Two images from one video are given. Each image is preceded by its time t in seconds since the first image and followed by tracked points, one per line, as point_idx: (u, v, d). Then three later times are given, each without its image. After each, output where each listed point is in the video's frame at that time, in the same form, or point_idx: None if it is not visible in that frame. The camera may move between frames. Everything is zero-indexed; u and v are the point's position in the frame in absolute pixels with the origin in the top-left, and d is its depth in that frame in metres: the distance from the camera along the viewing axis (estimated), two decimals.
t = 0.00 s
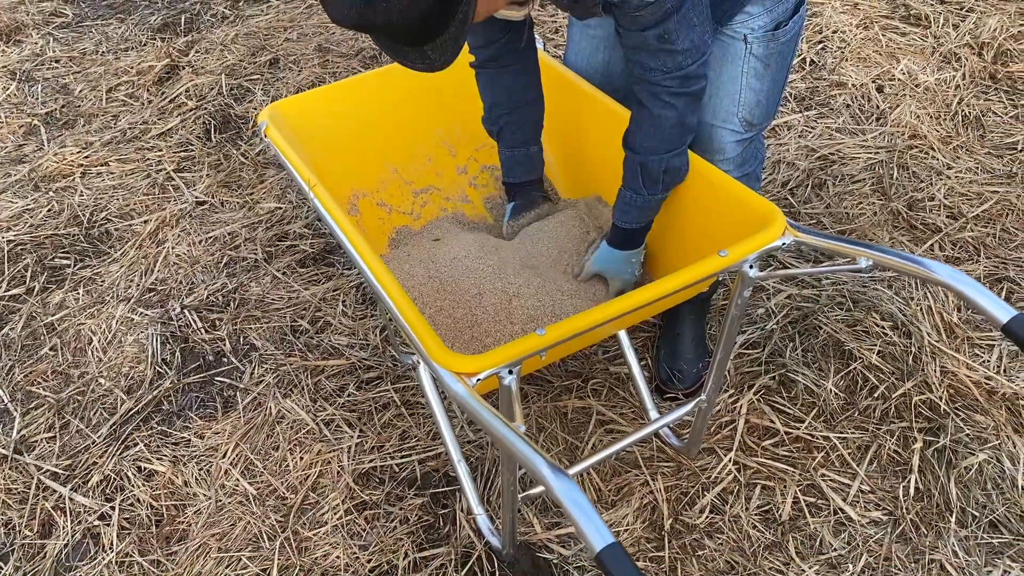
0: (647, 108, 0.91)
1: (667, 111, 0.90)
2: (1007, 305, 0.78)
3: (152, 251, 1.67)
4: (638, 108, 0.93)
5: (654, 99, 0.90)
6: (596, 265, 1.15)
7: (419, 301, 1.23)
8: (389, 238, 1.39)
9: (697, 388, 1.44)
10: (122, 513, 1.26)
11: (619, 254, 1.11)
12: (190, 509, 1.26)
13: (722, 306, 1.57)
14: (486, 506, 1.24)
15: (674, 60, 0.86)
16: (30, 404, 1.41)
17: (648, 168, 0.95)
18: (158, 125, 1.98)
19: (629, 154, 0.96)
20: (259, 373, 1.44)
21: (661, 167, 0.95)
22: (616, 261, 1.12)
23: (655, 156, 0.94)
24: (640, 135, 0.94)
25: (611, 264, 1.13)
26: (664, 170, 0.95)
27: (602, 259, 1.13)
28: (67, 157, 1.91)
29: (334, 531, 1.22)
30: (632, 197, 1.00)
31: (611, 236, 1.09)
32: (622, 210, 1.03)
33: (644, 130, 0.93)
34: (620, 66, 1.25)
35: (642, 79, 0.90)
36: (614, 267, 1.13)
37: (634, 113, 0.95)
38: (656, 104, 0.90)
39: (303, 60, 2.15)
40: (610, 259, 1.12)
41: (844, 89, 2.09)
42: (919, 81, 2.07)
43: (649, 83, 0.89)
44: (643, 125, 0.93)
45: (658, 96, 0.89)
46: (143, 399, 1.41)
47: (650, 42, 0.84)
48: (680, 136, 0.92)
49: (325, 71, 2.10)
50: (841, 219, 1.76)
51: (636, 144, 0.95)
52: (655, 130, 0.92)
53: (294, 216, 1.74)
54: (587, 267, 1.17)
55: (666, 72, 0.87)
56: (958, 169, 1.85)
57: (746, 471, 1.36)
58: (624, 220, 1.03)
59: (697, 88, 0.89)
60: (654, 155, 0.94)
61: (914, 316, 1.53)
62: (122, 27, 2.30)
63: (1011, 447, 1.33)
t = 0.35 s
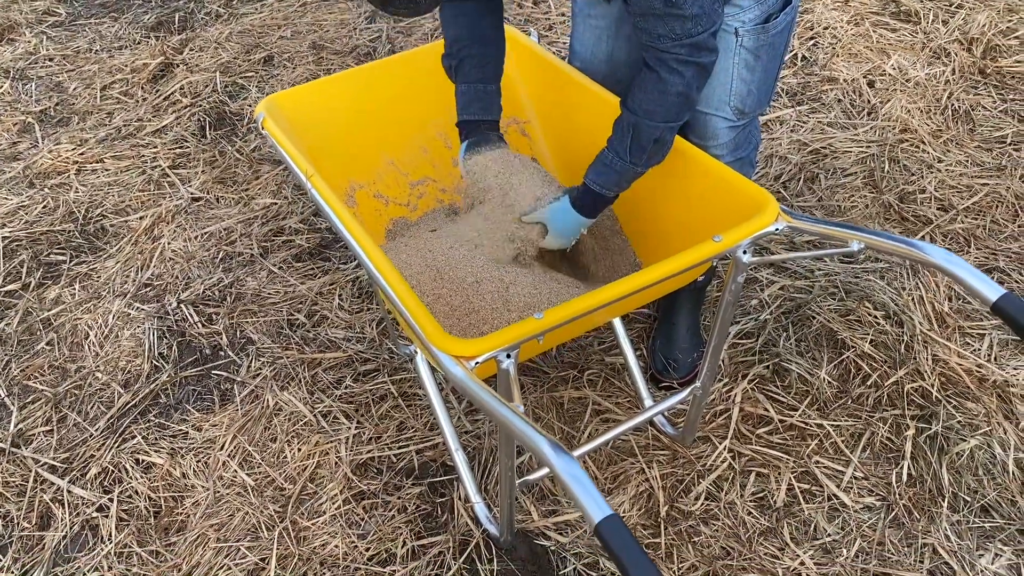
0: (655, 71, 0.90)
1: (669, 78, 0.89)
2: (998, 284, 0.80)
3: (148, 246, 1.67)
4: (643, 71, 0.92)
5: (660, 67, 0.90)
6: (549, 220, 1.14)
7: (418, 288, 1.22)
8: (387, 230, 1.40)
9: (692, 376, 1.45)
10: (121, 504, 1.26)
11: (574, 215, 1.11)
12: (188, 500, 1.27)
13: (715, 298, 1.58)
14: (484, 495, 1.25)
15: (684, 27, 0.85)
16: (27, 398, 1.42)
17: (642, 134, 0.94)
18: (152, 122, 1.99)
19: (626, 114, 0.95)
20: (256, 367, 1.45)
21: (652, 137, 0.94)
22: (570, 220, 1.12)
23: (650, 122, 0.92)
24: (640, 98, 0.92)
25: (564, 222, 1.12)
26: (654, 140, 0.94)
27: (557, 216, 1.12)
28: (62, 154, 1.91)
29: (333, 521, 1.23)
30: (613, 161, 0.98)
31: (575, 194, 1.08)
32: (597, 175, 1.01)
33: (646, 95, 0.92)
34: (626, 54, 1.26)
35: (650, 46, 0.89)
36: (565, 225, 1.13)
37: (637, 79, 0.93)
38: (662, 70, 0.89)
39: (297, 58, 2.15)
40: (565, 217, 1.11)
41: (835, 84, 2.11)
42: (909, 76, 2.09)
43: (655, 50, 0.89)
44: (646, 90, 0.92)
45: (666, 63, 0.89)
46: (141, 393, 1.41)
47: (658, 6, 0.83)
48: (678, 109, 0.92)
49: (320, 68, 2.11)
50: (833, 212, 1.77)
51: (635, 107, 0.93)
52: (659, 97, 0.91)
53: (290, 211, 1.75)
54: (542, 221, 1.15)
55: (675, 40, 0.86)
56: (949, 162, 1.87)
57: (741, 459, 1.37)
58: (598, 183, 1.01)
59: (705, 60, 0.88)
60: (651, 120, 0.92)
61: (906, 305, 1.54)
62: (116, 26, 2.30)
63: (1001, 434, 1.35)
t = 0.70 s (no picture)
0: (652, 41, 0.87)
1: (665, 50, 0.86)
2: (982, 267, 0.82)
3: (141, 244, 1.68)
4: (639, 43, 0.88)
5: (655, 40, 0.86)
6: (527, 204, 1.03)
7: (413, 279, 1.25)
8: (380, 223, 1.42)
9: (683, 367, 1.47)
10: (117, 498, 1.27)
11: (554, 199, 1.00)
12: (184, 493, 1.27)
13: (706, 291, 1.60)
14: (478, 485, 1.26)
15: None
16: (22, 394, 1.42)
17: (630, 104, 0.89)
18: (145, 121, 1.99)
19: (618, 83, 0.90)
20: (251, 362, 1.45)
21: (641, 107, 0.88)
22: (548, 206, 1.01)
23: (642, 92, 0.88)
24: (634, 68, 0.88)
25: (542, 208, 1.01)
26: (641, 112, 0.89)
27: (535, 197, 1.01)
28: (55, 153, 1.91)
29: (329, 512, 1.24)
30: (596, 133, 0.92)
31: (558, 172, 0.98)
32: (575, 144, 0.93)
33: (640, 68, 0.88)
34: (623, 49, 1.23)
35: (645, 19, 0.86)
36: (543, 212, 1.02)
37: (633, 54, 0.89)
38: (659, 42, 0.86)
39: (290, 57, 2.16)
40: (543, 200, 1.01)
41: (824, 81, 2.13)
42: (897, 73, 2.11)
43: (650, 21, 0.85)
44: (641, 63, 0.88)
45: (660, 35, 0.85)
46: (136, 388, 1.42)
47: None
48: (672, 84, 0.87)
49: (312, 68, 2.12)
50: (822, 207, 1.79)
51: (628, 76, 0.89)
52: (652, 68, 0.87)
53: (283, 209, 1.75)
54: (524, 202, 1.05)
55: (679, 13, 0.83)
56: (936, 157, 1.89)
57: (732, 448, 1.39)
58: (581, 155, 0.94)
59: (703, 36, 0.85)
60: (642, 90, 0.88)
61: (895, 297, 1.56)
62: (108, 26, 2.30)
63: (988, 422, 1.36)
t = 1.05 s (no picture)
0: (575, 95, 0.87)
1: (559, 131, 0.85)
2: (970, 262, 0.83)
3: (137, 246, 1.68)
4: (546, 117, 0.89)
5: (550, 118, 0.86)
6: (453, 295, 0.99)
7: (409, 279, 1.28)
8: (376, 223, 1.42)
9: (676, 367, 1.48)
10: (114, 498, 1.28)
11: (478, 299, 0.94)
12: (182, 493, 1.28)
13: (699, 290, 1.61)
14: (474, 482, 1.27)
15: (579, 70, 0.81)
16: (19, 396, 1.43)
17: (525, 197, 0.89)
18: (140, 124, 1.99)
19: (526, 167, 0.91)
20: (247, 363, 1.46)
21: (536, 199, 0.89)
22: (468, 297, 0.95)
23: (534, 183, 0.88)
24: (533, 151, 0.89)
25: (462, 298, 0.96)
26: (537, 205, 0.89)
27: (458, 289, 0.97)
28: (49, 156, 1.91)
29: (326, 511, 1.25)
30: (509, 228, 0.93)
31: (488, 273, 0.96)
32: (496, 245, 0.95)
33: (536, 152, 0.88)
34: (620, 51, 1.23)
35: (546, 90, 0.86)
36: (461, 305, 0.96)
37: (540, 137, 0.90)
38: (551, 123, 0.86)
39: (284, 60, 2.17)
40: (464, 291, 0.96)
41: (814, 81, 2.15)
42: (886, 73, 2.13)
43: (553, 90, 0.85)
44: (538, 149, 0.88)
45: (554, 116, 0.85)
46: (132, 389, 1.43)
47: (565, 39, 0.79)
48: (565, 173, 0.87)
49: (306, 70, 2.13)
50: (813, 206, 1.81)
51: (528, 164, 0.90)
52: (540, 157, 0.87)
53: (278, 210, 1.76)
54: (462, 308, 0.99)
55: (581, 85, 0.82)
56: (925, 156, 1.91)
57: (726, 444, 1.40)
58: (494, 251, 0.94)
59: (593, 121, 0.84)
60: (536, 178, 0.88)
61: (885, 294, 1.57)
62: (101, 30, 2.31)
63: (978, 417, 1.38)
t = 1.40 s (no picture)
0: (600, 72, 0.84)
1: (605, 95, 0.81)
2: (965, 253, 0.83)
3: (133, 247, 1.68)
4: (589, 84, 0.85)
5: (597, 83, 0.82)
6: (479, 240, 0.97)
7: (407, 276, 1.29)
8: (373, 220, 1.44)
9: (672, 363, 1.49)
10: (112, 498, 1.28)
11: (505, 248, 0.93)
12: (180, 492, 1.28)
13: (695, 287, 1.61)
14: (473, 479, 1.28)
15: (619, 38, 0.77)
16: (15, 397, 1.42)
17: (571, 153, 0.84)
18: (135, 125, 1.99)
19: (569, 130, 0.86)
20: (244, 362, 1.46)
21: (582, 159, 0.84)
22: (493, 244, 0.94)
23: (580, 142, 0.83)
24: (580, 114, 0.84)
25: (490, 246, 0.94)
26: (582, 164, 0.84)
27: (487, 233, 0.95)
28: (44, 158, 1.91)
29: (324, 508, 1.25)
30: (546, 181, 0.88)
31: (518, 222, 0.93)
32: (530, 195, 0.90)
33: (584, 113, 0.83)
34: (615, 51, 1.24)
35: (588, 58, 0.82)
36: (487, 252, 0.94)
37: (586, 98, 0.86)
38: (600, 86, 0.81)
39: (279, 61, 2.17)
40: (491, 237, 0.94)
41: (808, 80, 2.16)
42: (879, 71, 2.14)
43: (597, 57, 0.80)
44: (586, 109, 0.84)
45: (602, 77, 0.81)
46: (129, 389, 1.43)
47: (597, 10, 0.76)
48: (616, 133, 0.82)
49: (301, 71, 2.13)
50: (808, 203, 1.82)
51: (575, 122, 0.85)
52: (589, 116, 0.82)
53: (274, 210, 1.76)
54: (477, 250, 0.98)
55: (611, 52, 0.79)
56: (919, 153, 1.92)
57: (723, 440, 1.40)
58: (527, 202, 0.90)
59: (645, 83, 0.79)
60: (586, 140, 0.83)
61: (880, 290, 1.58)
62: (95, 32, 2.30)
63: (973, 411, 1.39)
